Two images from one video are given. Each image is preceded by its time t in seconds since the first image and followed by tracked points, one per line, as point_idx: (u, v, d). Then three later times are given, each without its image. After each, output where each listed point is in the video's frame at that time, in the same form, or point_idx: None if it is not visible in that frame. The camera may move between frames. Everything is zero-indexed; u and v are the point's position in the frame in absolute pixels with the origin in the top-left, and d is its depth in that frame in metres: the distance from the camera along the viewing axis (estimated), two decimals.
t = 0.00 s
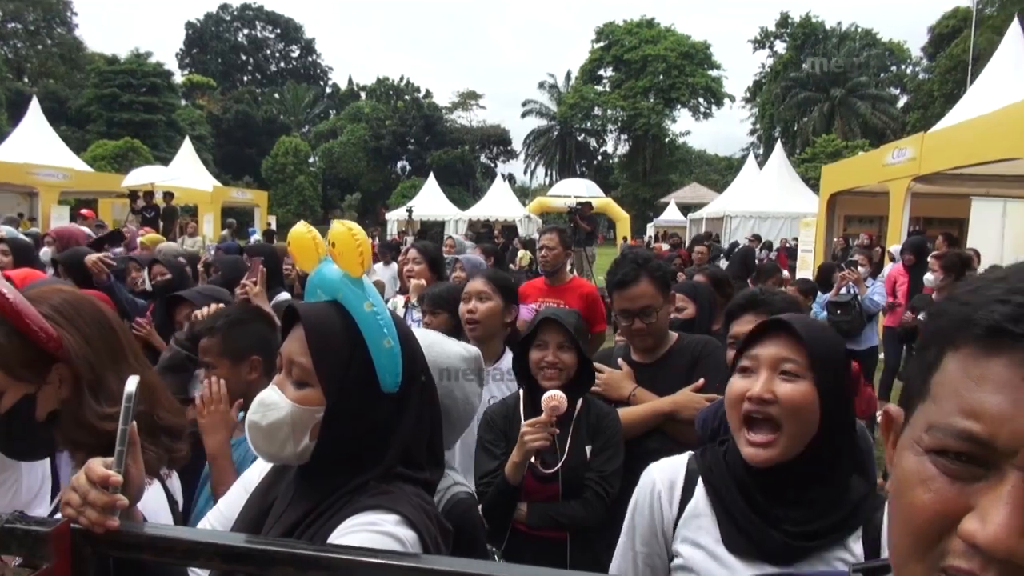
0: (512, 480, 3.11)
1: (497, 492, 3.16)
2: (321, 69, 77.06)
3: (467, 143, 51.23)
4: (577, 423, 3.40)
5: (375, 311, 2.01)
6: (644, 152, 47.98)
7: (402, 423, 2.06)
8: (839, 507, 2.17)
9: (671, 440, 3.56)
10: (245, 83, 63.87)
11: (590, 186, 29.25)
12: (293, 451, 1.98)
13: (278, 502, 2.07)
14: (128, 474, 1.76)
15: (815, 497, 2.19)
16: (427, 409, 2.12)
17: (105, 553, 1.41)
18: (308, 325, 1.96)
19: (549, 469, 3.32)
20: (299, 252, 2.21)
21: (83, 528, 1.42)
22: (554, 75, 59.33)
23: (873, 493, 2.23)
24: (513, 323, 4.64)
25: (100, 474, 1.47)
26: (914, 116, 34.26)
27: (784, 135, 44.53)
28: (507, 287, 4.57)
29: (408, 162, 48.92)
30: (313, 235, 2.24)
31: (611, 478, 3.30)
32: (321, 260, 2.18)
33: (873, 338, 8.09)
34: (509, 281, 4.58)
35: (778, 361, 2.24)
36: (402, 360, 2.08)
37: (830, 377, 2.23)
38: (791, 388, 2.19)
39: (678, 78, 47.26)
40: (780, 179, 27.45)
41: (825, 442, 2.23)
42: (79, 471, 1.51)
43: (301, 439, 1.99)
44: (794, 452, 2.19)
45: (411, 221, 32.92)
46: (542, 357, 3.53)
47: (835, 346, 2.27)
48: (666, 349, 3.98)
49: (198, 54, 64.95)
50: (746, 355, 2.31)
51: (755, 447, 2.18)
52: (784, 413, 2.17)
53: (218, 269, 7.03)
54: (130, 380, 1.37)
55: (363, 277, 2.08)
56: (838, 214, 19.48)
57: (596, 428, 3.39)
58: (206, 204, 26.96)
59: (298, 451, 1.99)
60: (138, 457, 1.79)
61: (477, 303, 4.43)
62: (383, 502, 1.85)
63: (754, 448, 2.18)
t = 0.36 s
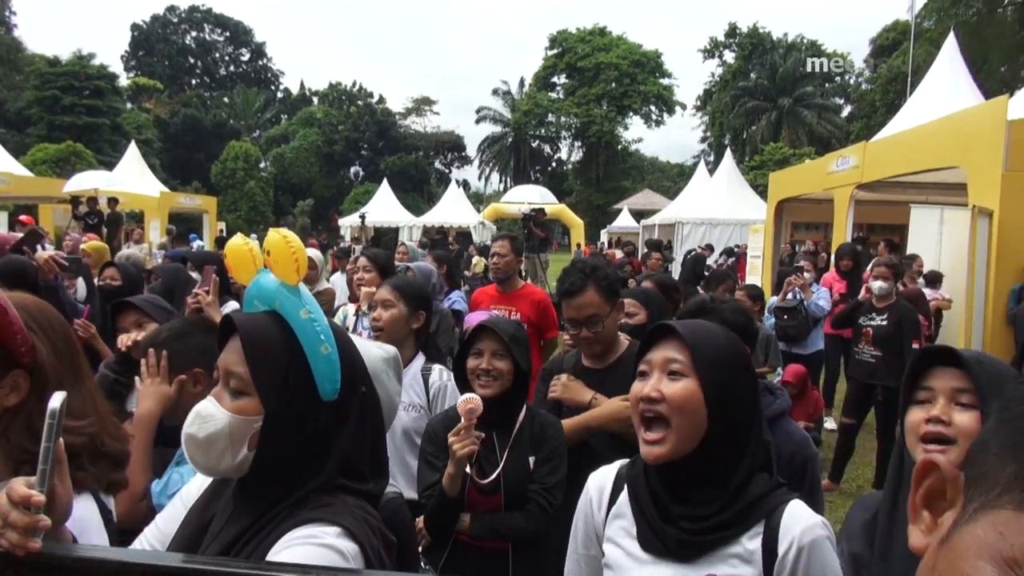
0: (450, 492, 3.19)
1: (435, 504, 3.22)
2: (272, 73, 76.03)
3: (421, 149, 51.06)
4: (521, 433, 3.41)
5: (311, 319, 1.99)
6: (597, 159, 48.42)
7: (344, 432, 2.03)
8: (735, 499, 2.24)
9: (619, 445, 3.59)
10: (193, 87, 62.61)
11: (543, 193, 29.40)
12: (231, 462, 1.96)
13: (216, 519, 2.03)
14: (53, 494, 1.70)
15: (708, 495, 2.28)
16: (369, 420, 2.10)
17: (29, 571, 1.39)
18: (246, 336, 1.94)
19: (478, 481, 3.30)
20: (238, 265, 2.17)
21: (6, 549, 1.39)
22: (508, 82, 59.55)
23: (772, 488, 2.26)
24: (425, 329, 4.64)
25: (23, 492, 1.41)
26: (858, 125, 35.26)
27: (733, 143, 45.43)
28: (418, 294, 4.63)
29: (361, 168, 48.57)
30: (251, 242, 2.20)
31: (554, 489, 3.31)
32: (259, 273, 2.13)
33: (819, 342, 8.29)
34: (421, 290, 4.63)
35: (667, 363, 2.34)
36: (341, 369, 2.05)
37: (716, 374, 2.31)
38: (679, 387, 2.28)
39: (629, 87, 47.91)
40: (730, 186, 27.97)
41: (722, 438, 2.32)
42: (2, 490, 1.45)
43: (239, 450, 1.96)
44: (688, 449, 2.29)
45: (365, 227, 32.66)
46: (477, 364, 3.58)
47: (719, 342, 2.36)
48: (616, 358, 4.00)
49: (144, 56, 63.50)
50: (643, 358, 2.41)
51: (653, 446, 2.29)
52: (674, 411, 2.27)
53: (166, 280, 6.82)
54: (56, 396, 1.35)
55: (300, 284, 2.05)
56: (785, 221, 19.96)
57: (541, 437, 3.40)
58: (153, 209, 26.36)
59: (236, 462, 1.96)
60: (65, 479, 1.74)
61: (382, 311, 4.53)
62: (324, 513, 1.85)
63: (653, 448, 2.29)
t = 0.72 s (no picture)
0: (402, 505, 3.23)
1: (392, 516, 3.27)
2: (227, 77, 74.85)
3: (379, 156, 50.77)
4: (480, 440, 3.41)
5: (240, 325, 1.99)
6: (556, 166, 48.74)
7: (276, 447, 2.01)
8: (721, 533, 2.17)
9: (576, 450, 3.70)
10: (145, 91, 61.34)
11: (502, 200, 29.46)
12: (156, 475, 1.92)
13: (148, 535, 2.00)
14: None
15: (702, 527, 2.18)
16: (305, 429, 2.08)
17: None
18: (172, 347, 1.93)
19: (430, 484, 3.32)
20: (169, 278, 2.22)
21: None
22: (467, 89, 59.63)
23: (759, 526, 2.20)
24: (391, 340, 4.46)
25: None
26: (809, 134, 36.12)
27: (689, 151, 46.15)
28: (376, 309, 4.42)
29: (319, 174, 48.12)
30: (184, 259, 2.26)
31: (518, 499, 3.32)
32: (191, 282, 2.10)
33: (771, 347, 8.46)
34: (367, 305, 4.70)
35: (679, 401, 2.18)
36: (274, 380, 2.03)
37: (728, 413, 2.18)
38: (687, 429, 2.15)
39: (587, 95, 48.37)
40: (685, 194, 28.37)
41: (725, 475, 2.20)
42: None
43: (167, 461, 1.92)
44: (688, 482, 2.17)
45: (322, 235, 32.32)
46: (439, 371, 3.52)
47: (735, 381, 2.20)
48: (574, 367, 4.05)
49: (94, 60, 62.05)
50: (655, 385, 2.25)
51: (649, 469, 2.17)
52: (682, 451, 2.14)
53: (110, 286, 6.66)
54: None
55: (230, 291, 2.07)
56: (739, 228, 20.33)
57: (505, 447, 3.41)
58: (103, 216, 25.80)
59: (163, 474, 1.92)
60: None
61: (346, 334, 4.31)
62: (260, 529, 1.86)
63: (648, 470, 2.17)
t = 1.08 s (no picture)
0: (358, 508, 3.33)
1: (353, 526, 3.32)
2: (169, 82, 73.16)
3: (327, 162, 50.20)
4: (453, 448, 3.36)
5: (168, 332, 1.95)
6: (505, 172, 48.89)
7: (200, 459, 1.97)
8: (687, 532, 2.16)
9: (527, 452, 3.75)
10: (83, 95, 59.58)
11: (451, 207, 29.42)
12: (72, 479, 1.86)
13: (56, 557, 1.93)
14: None
15: (660, 525, 2.17)
16: (233, 440, 2.07)
17: None
18: (96, 354, 1.90)
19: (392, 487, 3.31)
20: (101, 292, 2.19)
21: None
22: (416, 95, 59.40)
23: (713, 518, 2.22)
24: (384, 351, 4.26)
25: None
26: (753, 140, 36.95)
27: (637, 158, 46.76)
28: (378, 313, 4.31)
29: (265, 181, 47.37)
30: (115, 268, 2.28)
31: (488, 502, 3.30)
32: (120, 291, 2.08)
33: (714, 349, 8.59)
34: (308, 318, 4.73)
35: (633, 397, 2.15)
36: (200, 390, 1.98)
37: (682, 411, 2.17)
38: (645, 423, 2.13)
39: (536, 102, 48.61)
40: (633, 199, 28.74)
41: (681, 473, 2.20)
42: None
43: (83, 468, 1.87)
44: (650, 475, 2.14)
45: (269, 242, 31.79)
46: (402, 376, 3.46)
47: (686, 378, 2.20)
48: (522, 370, 4.07)
49: (28, 62, 60.00)
50: (604, 386, 2.22)
51: (612, 465, 2.11)
52: (642, 445, 2.11)
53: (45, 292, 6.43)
54: None
55: (160, 300, 2.04)
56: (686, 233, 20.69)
57: (475, 451, 3.39)
58: (38, 225, 24.95)
59: (78, 480, 1.86)
60: None
61: (345, 322, 4.14)
62: (182, 542, 1.82)
63: (609, 466, 2.11)
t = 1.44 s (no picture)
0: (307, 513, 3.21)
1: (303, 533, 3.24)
2: (117, 80, 71.40)
3: (282, 164, 49.54)
4: (396, 451, 3.34)
5: (99, 333, 1.92)
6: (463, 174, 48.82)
7: (134, 462, 1.92)
8: (615, 520, 2.17)
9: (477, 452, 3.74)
10: (26, 94, 57.81)
11: (408, 209, 29.26)
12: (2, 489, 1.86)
13: None
14: None
15: (587, 512, 2.19)
16: (169, 442, 2.00)
17: None
18: (24, 358, 1.86)
19: (337, 493, 3.29)
20: (29, 301, 2.33)
21: None
22: (372, 97, 58.98)
23: (648, 508, 2.24)
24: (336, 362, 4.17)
25: None
26: (707, 144, 37.50)
27: (594, 161, 47.10)
28: (329, 323, 4.19)
29: (218, 182, 46.54)
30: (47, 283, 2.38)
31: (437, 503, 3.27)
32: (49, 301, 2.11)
33: (669, 350, 8.61)
34: (259, 320, 4.65)
35: (552, 391, 2.22)
36: (134, 392, 1.94)
37: (601, 402, 2.23)
38: (562, 416, 2.18)
39: (493, 104, 48.61)
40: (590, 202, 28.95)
41: (602, 460, 2.22)
42: None
43: (12, 474, 1.85)
44: (570, 465, 2.18)
45: (222, 245, 31.25)
46: (343, 379, 3.47)
47: (605, 369, 2.26)
48: (475, 371, 4.06)
49: None
50: (527, 381, 2.28)
51: (532, 457, 2.17)
52: (558, 434, 2.16)
53: None
54: None
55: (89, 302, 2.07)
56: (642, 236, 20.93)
57: (423, 454, 3.36)
58: None
59: (8, 487, 1.86)
60: None
61: (291, 337, 4.04)
62: (114, 551, 1.78)
63: (530, 458, 2.16)
